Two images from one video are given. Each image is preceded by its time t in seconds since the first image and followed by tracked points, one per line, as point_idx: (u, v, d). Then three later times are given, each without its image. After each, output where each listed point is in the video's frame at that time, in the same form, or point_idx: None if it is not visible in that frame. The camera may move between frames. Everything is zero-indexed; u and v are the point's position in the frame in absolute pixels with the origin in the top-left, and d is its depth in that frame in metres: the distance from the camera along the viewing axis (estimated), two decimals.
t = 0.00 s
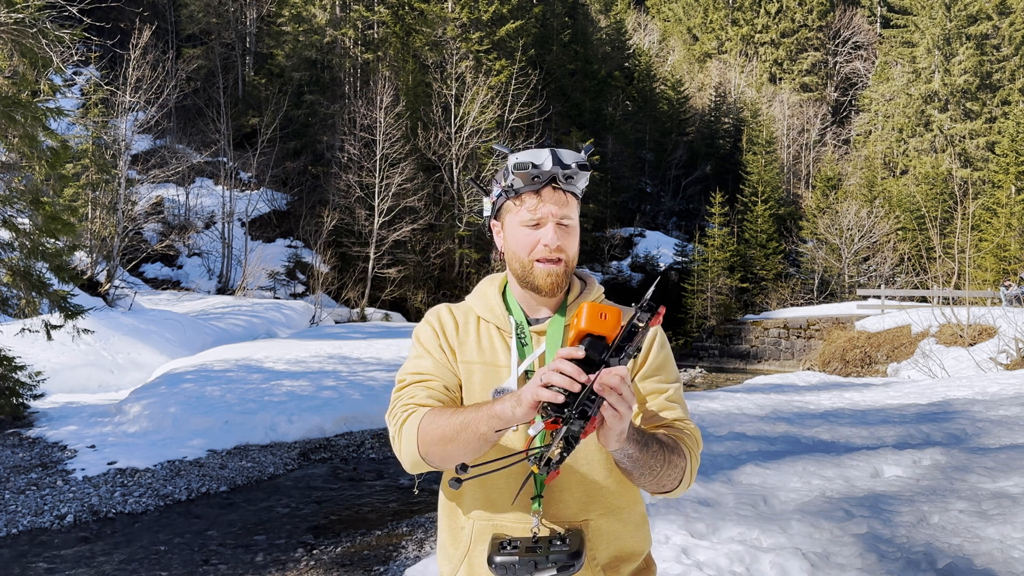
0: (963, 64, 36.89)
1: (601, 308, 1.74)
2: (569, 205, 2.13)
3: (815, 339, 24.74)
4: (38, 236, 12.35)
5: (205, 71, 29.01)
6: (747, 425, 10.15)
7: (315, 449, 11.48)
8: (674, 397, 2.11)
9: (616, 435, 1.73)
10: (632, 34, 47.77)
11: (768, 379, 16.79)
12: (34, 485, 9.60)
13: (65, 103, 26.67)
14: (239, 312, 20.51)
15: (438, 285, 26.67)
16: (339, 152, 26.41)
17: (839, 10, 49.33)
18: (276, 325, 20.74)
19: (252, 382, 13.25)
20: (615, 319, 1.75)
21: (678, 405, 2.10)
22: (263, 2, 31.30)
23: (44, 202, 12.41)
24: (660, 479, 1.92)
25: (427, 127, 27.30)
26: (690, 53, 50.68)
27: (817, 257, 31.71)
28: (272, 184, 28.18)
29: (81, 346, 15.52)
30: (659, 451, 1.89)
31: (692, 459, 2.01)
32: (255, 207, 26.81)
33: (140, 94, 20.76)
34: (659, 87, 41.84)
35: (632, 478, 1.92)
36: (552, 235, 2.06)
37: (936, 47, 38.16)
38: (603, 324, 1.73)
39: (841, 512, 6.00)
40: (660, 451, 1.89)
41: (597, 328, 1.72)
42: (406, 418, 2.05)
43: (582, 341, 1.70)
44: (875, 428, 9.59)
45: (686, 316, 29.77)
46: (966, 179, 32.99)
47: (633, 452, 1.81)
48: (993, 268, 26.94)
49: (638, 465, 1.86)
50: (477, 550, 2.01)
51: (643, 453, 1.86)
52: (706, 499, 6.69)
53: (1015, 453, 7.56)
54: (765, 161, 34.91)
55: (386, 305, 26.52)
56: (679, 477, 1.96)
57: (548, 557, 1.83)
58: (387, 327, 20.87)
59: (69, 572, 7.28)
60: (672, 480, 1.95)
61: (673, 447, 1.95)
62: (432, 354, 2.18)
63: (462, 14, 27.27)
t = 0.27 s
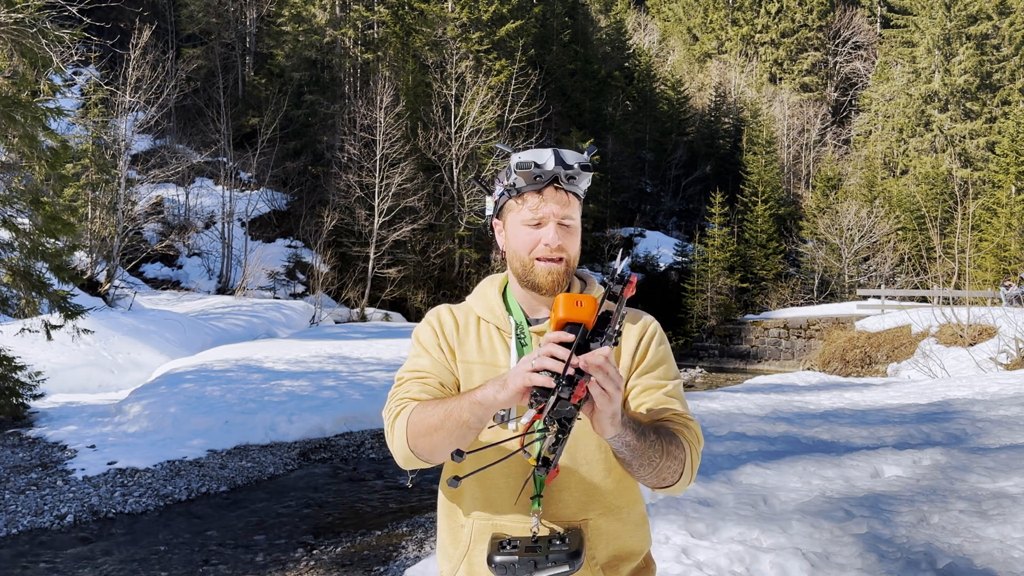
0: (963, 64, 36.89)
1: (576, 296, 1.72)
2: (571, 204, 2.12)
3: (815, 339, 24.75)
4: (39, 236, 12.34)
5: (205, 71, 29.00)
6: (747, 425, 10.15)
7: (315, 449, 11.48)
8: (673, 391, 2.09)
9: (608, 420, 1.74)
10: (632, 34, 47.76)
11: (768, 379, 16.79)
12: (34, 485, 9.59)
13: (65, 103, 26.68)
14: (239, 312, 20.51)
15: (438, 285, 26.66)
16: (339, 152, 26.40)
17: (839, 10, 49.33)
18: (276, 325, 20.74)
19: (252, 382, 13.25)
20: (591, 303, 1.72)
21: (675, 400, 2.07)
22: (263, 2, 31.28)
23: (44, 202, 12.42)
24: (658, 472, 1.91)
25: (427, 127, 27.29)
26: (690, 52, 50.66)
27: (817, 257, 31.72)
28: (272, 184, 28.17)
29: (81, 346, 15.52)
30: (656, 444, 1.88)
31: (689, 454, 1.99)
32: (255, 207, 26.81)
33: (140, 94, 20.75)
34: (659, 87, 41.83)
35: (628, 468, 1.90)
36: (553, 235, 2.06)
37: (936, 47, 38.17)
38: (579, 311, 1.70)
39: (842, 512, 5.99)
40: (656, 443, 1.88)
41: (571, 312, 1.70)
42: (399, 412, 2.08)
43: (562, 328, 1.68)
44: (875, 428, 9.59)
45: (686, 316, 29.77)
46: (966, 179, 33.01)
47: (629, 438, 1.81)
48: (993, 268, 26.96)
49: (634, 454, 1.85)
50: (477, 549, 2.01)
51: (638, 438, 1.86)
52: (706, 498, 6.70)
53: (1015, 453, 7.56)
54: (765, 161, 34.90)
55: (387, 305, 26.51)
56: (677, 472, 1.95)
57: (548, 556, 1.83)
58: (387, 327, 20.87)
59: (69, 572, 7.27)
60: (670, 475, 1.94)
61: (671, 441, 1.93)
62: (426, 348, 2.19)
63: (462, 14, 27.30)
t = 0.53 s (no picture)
0: (963, 64, 36.86)
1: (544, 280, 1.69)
2: (568, 203, 2.11)
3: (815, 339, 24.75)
4: (38, 236, 12.34)
5: (205, 71, 29.00)
6: (747, 425, 10.14)
7: (315, 449, 11.47)
8: (672, 382, 2.07)
9: (601, 398, 1.77)
10: (632, 34, 47.75)
11: (768, 379, 16.79)
12: (34, 485, 9.59)
13: (65, 103, 26.68)
14: (239, 312, 20.50)
15: (438, 285, 26.65)
16: (339, 152, 26.40)
17: (839, 10, 49.31)
18: (276, 325, 20.74)
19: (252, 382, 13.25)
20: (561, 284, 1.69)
21: (675, 390, 2.04)
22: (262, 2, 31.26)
23: (44, 202, 12.41)
24: (662, 457, 1.89)
25: (427, 127, 27.28)
26: (690, 52, 50.61)
27: (817, 257, 31.72)
28: (272, 184, 28.17)
29: (81, 346, 15.52)
30: (657, 429, 1.87)
31: (692, 442, 1.98)
32: (255, 207, 26.81)
33: (140, 94, 20.75)
34: (659, 87, 41.80)
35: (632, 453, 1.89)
36: (548, 232, 2.03)
37: (937, 47, 38.15)
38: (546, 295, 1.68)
39: (842, 512, 5.99)
40: (658, 428, 1.87)
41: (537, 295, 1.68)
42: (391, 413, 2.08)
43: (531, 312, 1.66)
44: (875, 428, 9.59)
45: (686, 316, 29.76)
46: (966, 179, 33.01)
47: (630, 412, 1.80)
48: (993, 268, 26.96)
49: (636, 436, 1.83)
50: (478, 549, 2.00)
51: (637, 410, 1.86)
52: (706, 498, 6.69)
53: (1015, 453, 7.56)
54: (765, 160, 34.89)
55: (387, 305, 26.51)
56: (679, 460, 1.93)
57: (549, 554, 1.83)
58: (387, 327, 20.86)
59: (69, 572, 7.27)
60: (672, 463, 1.92)
61: (674, 428, 1.91)
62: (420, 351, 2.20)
63: (462, 14, 27.30)
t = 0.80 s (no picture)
0: (963, 64, 36.86)
1: (480, 285, 1.65)
2: (558, 201, 2.10)
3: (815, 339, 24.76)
4: (38, 236, 12.33)
5: (205, 71, 29.00)
6: (747, 425, 10.14)
7: (315, 449, 11.46)
8: (680, 390, 2.07)
9: (617, 413, 1.73)
10: (632, 34, 47.75)
11: (768, 379, 16.79)
12: (33, 485, 9.58)
13: (65, 103, 26.68)
14: (239, 312, 20.50)
15: (438, 285, 26.65)
16: (339, 152, 26.39)
17: (839, 10, 49.32)
18: (276, 325, 20.73)
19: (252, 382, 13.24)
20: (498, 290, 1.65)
21: (683, 396, 2.04)
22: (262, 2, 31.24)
23: (44, 202, 12.40)
24: (672, 467, 1.89)
25: (427, 127, 27.28)
26: (690, 52, 50.60)
27: (817, 257, 31.71)
28: (272, 184, 28.16)
29: (80, 346, 15.51)
30: (669, 440, 1.85)
31: (701, 450, 1.97)
32: (255, 207, 26.80)
33: (140, 94, 20.74)
34: (659, 87, 41.78)
35: (643, 464, 1.89)
36: (535, 232, 2.05)
37: (937, 47, 38.16)
38: (480, 304, 1.64)
39: (842, 512, 5.98)
40: (669, 437, 1.86)
41: (472, 307, 1.63)
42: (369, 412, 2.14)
43: (469, 322, 1.64)
44: (876, 428, 9.58)
45: (686, 316, 29.75)
46: (966, 179, 33.02)
47: (646, 422, 1.78)
48: (993, 268, 26.97)
49: (650, 446, 1.83)
50: (479, 550, 2.00)
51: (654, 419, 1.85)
52: (706, 498, 6.69)
53: (1015, 453, 7.55)
54: (765, 160, 34.88)
55: (387, 305, 26.50)
56: (688, 469, 1.93)
57: (551, 556, 1.82)
58: (387, 327, 20.86)
59: (69, 572, 7.27)
60: (680, 473, 1.92)
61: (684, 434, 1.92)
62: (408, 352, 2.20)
63: (462, 14, 27.31)
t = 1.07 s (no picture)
0: (963, 64, 36.85)
1: (414, 310, 1.86)
2: (543, 203, 2.10)
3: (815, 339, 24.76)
4: (38, 236, 12.33)
5: (205, 71, 28.99)
6: (747, 425, 10.14)
7: (315, 450, 11.47)
8: (690, 403, 2.06)
9: (628, 445, 1.73)
10: (632, 34, 47.72)
11: (768, 379, 16.79)
12: (33, 485, 9.58)
13: (65, 103, 26.66)
14: (239, 312, 20.50)
15: (438, 285, 26.64)
16: (339, 152, 26.39)
17: (839, 10, 49.31)
18: (276, 325, 20.74)
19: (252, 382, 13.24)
20: (430, 312, 1.88)
21: (695, 412, 2.04)
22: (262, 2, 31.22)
23: (44, 202, 12.40)
24: (678, 487, 1.91)
25: (427, 127, 27.27)
26: (690, 52, 50.57)
27: (817, 257, 31.71)
28: (272, 184, 28.15)
29: (80, 346, 15.52)
30: (677, 462, 1.87)
31: (709, 467, 1.97)
32: (255, 207, 26.79)
33: (140, 94, 20.74)
34: (659, 87, 41.76)
35: (652, 485, 1.92)
36: (516, 236, 2.08)
37: (937, 47, 38.15)
38: (416, 326, 1.86)
39: (842, 512, 5.99)
40: (680, 461, 1.87)
41: (409, 331, 1.85)
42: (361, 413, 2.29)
43: (405, 344, 1.89)
44: (876, 428, 9.58)
45: (686, 316, 29.74)
46: (966, 179, 33.02)
47: (657, 452, 1.80)
48: (993, 268, 26.97)
49: (660, 471, 1.85)
50: (478, 552, 2.01)
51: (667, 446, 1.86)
52: (706, 498, 6.69)
53: (1015, 453, 7.56)
54: (765, 160, 34.88)
55: (387, 305, 26.50)
56: (693, 487, 1.94)
57: (549, 560, 1.82)
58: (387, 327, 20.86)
59: (69, 572, 7.27)
60: (684, 490, 1.93)
61: (692, 452, 1.93)
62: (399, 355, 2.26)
63: (462, 14, 27.31)
